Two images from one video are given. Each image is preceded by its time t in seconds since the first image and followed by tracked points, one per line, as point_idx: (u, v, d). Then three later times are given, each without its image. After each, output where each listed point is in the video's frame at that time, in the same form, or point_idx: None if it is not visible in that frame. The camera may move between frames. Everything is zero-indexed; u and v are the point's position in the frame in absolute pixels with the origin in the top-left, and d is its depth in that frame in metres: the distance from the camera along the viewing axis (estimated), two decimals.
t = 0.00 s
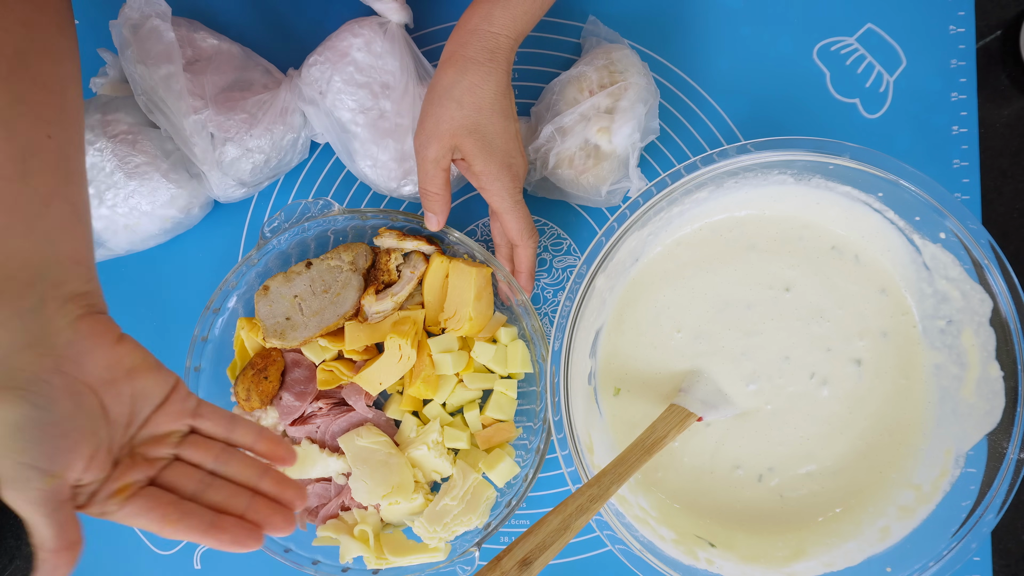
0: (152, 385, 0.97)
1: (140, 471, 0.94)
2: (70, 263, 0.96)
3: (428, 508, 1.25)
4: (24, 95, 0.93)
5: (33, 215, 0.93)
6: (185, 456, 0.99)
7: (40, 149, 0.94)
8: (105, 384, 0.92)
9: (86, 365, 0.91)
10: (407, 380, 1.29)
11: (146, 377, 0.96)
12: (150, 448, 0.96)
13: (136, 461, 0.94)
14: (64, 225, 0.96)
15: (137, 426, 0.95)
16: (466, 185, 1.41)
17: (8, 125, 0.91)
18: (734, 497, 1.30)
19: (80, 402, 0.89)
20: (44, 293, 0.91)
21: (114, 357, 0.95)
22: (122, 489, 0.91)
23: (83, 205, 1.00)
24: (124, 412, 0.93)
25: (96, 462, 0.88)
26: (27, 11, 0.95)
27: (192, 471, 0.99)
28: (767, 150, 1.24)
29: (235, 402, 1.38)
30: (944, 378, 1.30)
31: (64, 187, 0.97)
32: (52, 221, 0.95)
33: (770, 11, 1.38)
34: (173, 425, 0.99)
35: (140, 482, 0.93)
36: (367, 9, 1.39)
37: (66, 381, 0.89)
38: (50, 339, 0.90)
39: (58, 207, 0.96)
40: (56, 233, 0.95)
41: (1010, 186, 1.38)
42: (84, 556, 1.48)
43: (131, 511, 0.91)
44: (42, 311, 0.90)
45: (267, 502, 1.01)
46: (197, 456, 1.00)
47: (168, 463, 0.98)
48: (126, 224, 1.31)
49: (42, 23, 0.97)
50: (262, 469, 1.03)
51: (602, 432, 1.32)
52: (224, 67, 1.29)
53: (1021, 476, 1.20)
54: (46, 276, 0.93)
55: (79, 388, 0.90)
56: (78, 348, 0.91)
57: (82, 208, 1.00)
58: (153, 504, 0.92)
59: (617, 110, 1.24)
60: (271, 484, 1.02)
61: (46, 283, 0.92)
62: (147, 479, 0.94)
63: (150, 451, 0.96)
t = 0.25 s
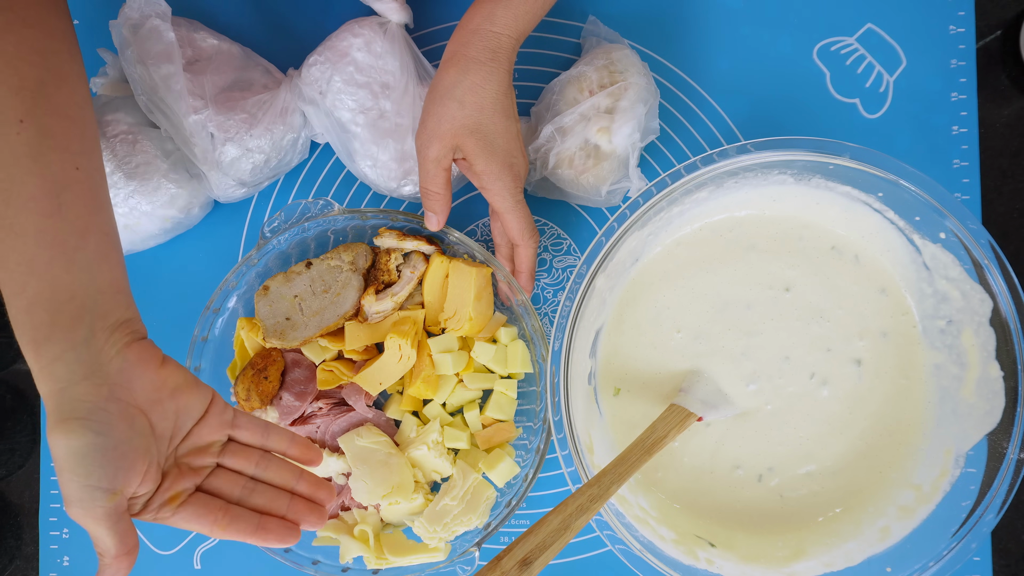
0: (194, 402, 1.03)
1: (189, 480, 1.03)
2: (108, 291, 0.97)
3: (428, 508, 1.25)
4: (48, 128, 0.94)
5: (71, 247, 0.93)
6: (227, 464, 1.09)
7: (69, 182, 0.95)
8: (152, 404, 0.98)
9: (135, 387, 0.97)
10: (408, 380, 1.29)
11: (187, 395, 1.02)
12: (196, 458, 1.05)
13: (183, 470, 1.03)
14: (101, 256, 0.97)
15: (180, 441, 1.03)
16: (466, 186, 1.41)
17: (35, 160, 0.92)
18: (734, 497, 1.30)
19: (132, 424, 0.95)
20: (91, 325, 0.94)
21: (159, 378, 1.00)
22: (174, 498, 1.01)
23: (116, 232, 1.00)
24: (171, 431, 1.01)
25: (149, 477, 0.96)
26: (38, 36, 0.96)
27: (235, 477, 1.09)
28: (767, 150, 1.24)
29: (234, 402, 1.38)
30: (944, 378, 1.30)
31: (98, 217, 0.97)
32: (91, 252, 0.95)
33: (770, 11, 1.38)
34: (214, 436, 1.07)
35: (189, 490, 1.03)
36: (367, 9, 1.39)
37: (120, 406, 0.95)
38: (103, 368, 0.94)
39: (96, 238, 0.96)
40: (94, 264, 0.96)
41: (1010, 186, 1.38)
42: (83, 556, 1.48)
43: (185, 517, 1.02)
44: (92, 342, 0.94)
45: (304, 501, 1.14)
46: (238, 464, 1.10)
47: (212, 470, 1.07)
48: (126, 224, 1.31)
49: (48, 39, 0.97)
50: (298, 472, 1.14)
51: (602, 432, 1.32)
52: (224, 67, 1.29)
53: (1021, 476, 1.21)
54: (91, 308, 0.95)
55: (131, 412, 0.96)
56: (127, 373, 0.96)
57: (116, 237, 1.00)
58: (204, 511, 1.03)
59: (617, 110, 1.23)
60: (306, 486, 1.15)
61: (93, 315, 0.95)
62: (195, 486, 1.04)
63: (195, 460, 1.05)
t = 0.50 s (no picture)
0: (190, 408, 1.03)
1: (188, 488, 1.03)
2: (105, 296, 0.98)
3: (428, 508, 1.25)
4: (45, 132, 0.94)
5: (70, 252, 0.94)
6: (226, 473, 1.08)
7: (67, 185, 0.95)
8: (147, 409, 0.99)
9: (131, 392, 0.97)
10: (408, 380, 1.29)
11: (183, 402, 1.02)
12: (194, 466, 1.05)
13: (182, 478, 1.03)
14: (98, 260, 0.97)
15: (177, 447, 1.02)
16: (466, 185, 1.41)
17: (34, 166, 0.92)
18: (734, 497, 1.30)
19: (128, 429, 0.96)
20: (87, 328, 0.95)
21: (156, 383, 1.00)
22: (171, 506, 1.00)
23: (113, 236, 1.01)
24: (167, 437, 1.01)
25: (145, 483, 0.96)
26: (36, 39, 0.96)
27: (234, 487, 1.08)
28: (767, 150, 1.24)
29: (234, 403, 1.38)
30: (944, 378, 1.30)
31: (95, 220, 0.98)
32: (88, 256, 0.96)
33: (770, 11, 1.38)
34: (212, 444, 1.06)
35: (186, 498, 1.02)
36: (367, 9, 1.39)
37: (117, 411, 0.95)
38: (100, 372, 0.95)
39: (93, 242, 0.97)
40: (91, 269, 0.97)
41: (1010, 186, 1.38)
42: (83, 556, 1.48)
43: (183, 526, 1.02)
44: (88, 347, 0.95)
45: (300, 513, 1.13)
46: (236, 473, 1.09)
47: (211, 479, 1.07)
48: (126, 224, 1.31)
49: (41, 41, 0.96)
50: (295, 484, 1.13)
51: (602, 432, 1.32)
52: (224, 68, 1.29)
53: (1021, 476, 1.21)
54: (87, 312, 0.95)
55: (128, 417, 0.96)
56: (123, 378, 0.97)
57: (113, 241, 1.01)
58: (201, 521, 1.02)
59: (617, 110, 1.23)
60: (302, 497, 1.13)
61: (90, 319, 0.96)
62: (193, 495, 1.04)
63: (193, 468, 1.04)
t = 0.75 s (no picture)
0: (164, 399, 0.96)
1: (158, 486, 0.95)
2: (83, 283, 0.93)
3: (428, 508, 1.25)
4: (29, 117, 0.92)
5: (46, 234, 0.90)
6: (199, 473, 1.01)
7: (49, 170, 0.92)
8: (117, 396, 0.91)
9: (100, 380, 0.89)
10: (408, 380, 1.29)
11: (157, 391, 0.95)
12: (168, 462, 0.97)
13: (153, 475, 0.94)
14: (75, 242, 0.94)
15: (150, 440, 0.95)
16: (466, 185, 1.41)
17: (17, 151, 0.89)
18: (734, 497, 1.30)
19: (94, 415, 0.87)
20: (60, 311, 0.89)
21: (126, 370, 0.93)
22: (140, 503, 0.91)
23: (94, 221, 0.98)
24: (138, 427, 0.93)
25: (110, 474, 0.87)
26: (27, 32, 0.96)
27: (207, 490, 1.01)
28: (767, 150, 1.24)
29: (234, 403, 1.38)
30: (944, 378, 1.30)
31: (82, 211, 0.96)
32: (65, 240, 0.92)
33: (770, 11, 1.38)
34: (189, 440, 1.00)
35: (155, 497, 0.94)
36: (367, 9, 1.39)
37: (81, 396, 0.87)
38: (66, 355, 0.87)
39: (72, 225, 0.93)
40: (70, 253, 0.93)
41: (1010, 186, 1.38)
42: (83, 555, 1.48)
43: (149, 527, 0.92)
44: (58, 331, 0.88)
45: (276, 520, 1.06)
46: (211, 473, 1.02)
47: (183, 478, 0.99)
48: (126, 224, 1.31)
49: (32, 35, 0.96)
50: (273, 489, 1.08)
51: (602, 432, 1.32)
52: (224, 68, 1.29)
53: (1021, 476, 1.20)
54: (59, 296, 0.90)
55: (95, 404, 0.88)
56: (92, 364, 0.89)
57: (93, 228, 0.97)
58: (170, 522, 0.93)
59: (617, 110, 1.23)
60: (280, 502, 1.07)
61: (61, 302, 0.90)
62: (161, 494, 0.95)
63: (166, 465, 0.97)
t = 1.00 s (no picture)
0: (121, 327, 0.90)
1: (120, 429, 0.86)
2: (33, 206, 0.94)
3: (428, 508, 1.25)
4: None
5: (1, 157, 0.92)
6: (170, 420, 0.92)
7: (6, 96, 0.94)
8: (65, 319, 0.86)
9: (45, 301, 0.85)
10: (408, 380, 1.29)
11: (112, 316, 0.90)
12: (131, 406, 0.89)
13: (113, 417, 0.86)
14: (31, 167, 0.95)
15: (109, 376, 0.88)
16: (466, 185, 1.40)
17: None
18: (734, 497, 1.30)
19: (37, 331, 0.82)
20: None
21: (75, 293, 0.88)
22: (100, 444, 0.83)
23: (51, 155, 1.00)
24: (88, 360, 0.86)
25: (54, 401, 0.79)
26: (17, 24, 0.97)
27: (180, 438, 0.91)
28: (767, 150, 1.24)
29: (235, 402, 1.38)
30: (944, 378, 1.30)
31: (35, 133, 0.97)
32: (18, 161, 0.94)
33: (770, 11, 1.38)
34: (153, 380, 0.91)
35: (118, 441, 0.85)
36: (367, 9, 1.39)
37: (22, 311, 0.83)
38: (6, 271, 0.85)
39: (26, 149, 0.95)
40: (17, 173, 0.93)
41: (1010, 186, 1.38)
42: (83, 555, 1.48)
43: (110, 475, 0.82)
44: None
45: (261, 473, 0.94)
46: (183, 421, 0.93)
47: (151, 426, 0.90)
48: (126, 224, 1.31)
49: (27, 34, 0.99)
50: (255, 438, 0.97)
51: (602, 432, 1.32)
52: (224, 67, 1.29)
53: (1021, 476, 1.20)
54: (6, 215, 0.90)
55: (36, 319, 0.84)
56: (35, 276, 0.86)
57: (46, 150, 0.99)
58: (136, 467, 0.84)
59: (617, 109, 1.23)
60: (265, 453, 0.96)
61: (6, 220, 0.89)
62: (126, 440, 0.86)
63: (128, 408, 0.88)
